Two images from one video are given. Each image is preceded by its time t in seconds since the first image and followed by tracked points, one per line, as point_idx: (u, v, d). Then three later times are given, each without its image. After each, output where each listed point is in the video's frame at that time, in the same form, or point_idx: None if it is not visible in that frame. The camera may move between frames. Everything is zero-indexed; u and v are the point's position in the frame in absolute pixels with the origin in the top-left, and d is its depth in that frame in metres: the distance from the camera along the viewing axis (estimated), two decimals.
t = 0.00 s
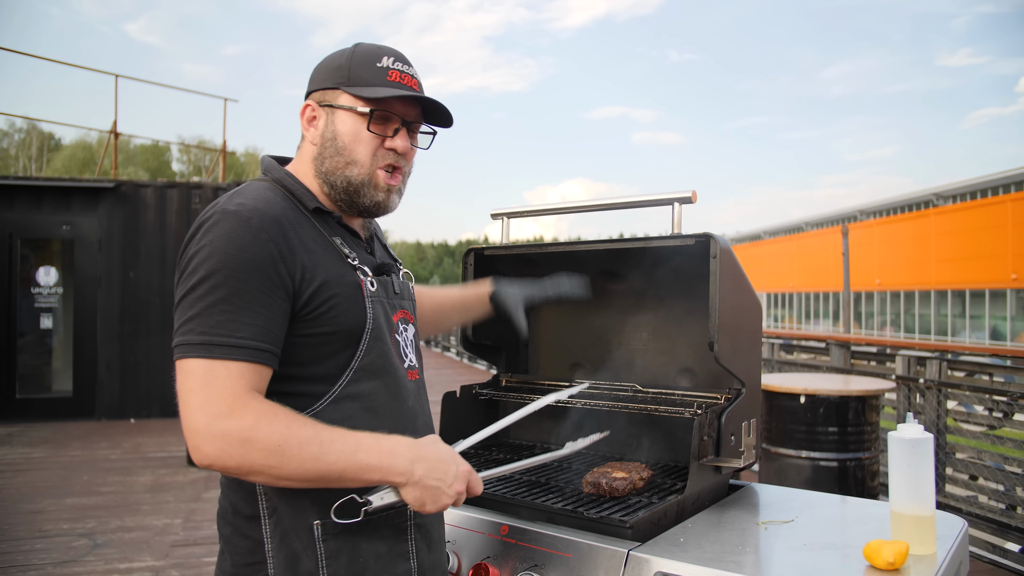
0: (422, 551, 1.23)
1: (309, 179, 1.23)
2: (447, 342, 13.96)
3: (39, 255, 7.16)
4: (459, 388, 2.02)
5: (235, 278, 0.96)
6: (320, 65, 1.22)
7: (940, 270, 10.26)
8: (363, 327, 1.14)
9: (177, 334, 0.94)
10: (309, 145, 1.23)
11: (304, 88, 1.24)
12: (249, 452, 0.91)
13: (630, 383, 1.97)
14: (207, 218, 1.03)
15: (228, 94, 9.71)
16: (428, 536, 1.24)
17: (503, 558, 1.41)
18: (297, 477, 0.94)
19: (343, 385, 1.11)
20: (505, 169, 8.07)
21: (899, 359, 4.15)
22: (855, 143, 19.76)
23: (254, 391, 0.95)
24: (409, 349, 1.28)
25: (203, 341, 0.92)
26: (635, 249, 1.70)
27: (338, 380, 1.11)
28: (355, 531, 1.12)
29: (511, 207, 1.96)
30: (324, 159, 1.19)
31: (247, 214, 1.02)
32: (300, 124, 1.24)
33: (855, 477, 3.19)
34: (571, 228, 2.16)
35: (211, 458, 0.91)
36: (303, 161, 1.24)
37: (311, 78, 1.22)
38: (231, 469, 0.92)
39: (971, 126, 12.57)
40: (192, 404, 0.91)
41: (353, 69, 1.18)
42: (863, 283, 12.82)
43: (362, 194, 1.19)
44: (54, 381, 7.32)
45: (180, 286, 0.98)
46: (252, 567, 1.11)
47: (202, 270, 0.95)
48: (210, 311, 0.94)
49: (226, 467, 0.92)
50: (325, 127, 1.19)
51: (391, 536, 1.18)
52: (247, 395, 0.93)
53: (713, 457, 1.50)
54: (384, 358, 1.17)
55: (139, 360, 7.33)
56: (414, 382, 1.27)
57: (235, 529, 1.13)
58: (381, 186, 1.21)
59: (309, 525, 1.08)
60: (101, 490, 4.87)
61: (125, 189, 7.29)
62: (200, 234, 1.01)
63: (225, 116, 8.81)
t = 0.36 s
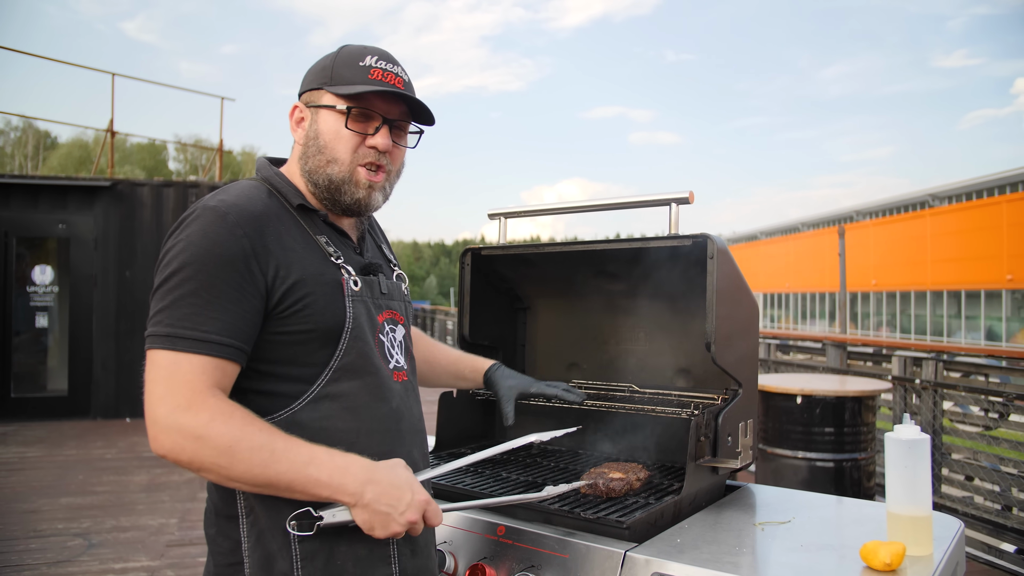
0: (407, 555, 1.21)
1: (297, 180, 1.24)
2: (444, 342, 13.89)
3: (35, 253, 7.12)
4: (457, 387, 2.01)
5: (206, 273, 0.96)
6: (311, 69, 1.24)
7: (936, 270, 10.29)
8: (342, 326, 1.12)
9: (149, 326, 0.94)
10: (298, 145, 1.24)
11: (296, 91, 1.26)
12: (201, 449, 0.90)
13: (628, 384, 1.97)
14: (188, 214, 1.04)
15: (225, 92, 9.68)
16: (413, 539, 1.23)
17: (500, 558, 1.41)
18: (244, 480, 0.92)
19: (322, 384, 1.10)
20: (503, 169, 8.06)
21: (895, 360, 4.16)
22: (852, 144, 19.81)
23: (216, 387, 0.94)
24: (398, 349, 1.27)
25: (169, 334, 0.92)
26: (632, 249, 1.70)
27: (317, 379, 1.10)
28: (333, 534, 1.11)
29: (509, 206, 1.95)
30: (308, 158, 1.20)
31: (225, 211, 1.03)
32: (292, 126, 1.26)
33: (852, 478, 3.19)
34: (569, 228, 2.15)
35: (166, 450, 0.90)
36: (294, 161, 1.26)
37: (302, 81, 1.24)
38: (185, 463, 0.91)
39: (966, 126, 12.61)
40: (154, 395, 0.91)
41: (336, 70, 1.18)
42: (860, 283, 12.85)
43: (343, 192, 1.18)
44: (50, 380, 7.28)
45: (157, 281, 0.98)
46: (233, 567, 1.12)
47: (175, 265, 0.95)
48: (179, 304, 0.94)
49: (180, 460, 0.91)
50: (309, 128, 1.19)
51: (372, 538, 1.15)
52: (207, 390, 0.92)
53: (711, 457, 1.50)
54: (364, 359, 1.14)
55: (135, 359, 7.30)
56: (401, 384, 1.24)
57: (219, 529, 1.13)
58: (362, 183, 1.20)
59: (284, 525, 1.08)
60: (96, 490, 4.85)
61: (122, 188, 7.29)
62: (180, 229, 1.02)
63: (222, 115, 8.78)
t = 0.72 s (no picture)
0: (398, 550, 1.21)
1: (279, 177, 1.24)
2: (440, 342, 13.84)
3: (30, 253, 7.08)
4: (454, 386, 2.01)
5: (205, 254, 0.96)
6: (286, 66, 1.23)
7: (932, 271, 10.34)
8: (322, 318, 1.13)
9: (151, 316, 0.92)
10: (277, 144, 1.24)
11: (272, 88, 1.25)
12: (233, 416, 0.87)
13: (624, 383, 1.97)
14: (172, 207, 1.03)
15: (221, 90, 9.63)
16: (404, 535, 1.23)
17: (496, 557, 1.41)
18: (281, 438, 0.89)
19: (304, 378, 1.10)
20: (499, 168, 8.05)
21: (891, 359, 4.17)
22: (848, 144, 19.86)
23: (233, 360, 0.93)
24: (384, 343, 1.26)
25: (181, 315, 0.91)
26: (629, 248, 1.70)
27: (300, 372, 1.10)
28: (321, 528, 1.11)
29: (506, 206, 1.95)
30: (287, 156, 1.19)
31: (211, 197, 1.03)
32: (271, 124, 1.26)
33: (847, 477, 3.21)
34: (564, 228, 2.15)
35: (192, 428, 0.87)
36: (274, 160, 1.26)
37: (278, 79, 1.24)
38: (214, 438, 0.88)
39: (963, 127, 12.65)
40: (170, 377, 0.89)
41: (311, 68, 1.18)
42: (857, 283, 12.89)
43: (323, 183, 1.18)
44: (46, 380, 7.26)
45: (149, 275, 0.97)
46: (220, 567, 1.11)
47: (170, 253, 0.95)
48: (182, 286, 0.93)
49: (207, 436, 0.88)
50: (288, 126, 1.19)
51: (360, 533, 1.16)
52: (225, 359, 0.91)
53: (707, 457, 1.51)
54: (346, 352, 1.15)
55: (131, 358, 7.28)
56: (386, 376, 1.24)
57: (206, 528, 1.13)
58: (341, 175, 1.19)
59: (271, 521, 1.07)
60: (92, 489, 4.83)
61: (118, 187, 7.26)
62: (165, 223, 1.01)
63: (219, 114, 8.74)
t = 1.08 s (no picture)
0: (396, 543, 1.22)
1: (279, 171, 1.23)
2: (438, 338, 13.83)
3: (27, 249, 7.07)
4: (452, 382, 2.01)
5: (193, 241, 0.95)
6: (286, 63, 1.23)
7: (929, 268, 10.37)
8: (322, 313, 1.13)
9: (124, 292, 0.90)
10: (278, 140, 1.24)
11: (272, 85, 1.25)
12: (159, 382, 0.82)
13: (622, 379, 1.97)
14: (172, 194, 1.04)
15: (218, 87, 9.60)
16: (402, 529, 1.24)
17: (494, 552, 1.41)
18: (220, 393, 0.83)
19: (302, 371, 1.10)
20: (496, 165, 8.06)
21: (888, 356, 4.17)
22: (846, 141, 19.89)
23: (168, 328, 0.86)
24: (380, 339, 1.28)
25: (143, 293, 0.88)
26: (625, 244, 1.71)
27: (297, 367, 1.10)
28: (321, 522, 1.12)
29: (503, 203, 1.96)
30: (289, 150, 1.19)
31: (210, 187, 1.04)
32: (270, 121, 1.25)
33: (844, 473, 3.20)
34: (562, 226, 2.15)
35: (132, 402, 0.83)
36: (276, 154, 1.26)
37: (278, 75, 1.24)
38: (157, 408, 0.83)
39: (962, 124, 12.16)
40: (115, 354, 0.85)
41: (312, 63, 1.18)
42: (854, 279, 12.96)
43: (326, 178, 1.18)
44: (43, 376, 7.26)
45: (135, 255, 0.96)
46: (220, 562, 1.11)
47: (160, 235, 0.94)
48: (161, 268, 0.91)
49: (149, 407, 0.83)
50: (289, 120, 1.19)
51: (359, 527, 1.17)
52: (156, 326, 0.85)
53: (704, 452, 1.51)
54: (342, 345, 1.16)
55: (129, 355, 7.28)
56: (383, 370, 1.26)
57: (206, 523, 1.12)
58: (344, 170, 1.19)
59: (271, 516, 1.07)
60: (90, 486, 4.83)
61: (115, 183, 7.24)
62: (163, 208, 1.01)
63: (217, 110, 8.72)
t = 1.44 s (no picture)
0: (393, 545, 1.22)
1: (287, 173, 1.23)
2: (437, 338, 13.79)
3: (26, 249, 7.07)
4: (451, 382, 2.02)
5: (189, 243, 0.94)
6: (293, 64, 1.23)
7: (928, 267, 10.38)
8: (323, 315, 1.13)
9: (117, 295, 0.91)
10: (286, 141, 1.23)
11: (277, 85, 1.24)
12: (139, 393, 0.82)
13: (621, 378, 1.98)
14: (173, 195, 1.04)
15: (215, 86, 9.56)
16: (398, 531, 1.24)
17: (494, 551, 1.41)
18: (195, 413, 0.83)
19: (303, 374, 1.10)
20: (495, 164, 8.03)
21: (887, 355, 4.17)
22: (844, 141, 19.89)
23: (156, 336, 0.86)
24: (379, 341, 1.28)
25: (131, 296, 0.88)
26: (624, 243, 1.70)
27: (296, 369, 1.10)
28: (317, 524, 1.11)
29: (502, 202, 1.96)
30: (299, 151, 1.19)
31: (210, 189, 1.03)
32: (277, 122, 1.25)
33: (844, 473, 3.20)
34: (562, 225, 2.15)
35: (111, 406, 0.83)
36: (283, 157, 1.26)
37: (284, 76, 1.23)
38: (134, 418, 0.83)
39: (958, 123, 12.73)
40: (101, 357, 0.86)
41: (323, 65, 1.18)
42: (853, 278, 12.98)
43: (337, 178, 1.18)
44: (42, 376, 7.25)
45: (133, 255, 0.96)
46: (217, 562, 1.11)
47: (156, 236, 0.94)
48: (152, 271, 0.91)
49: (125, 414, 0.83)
50: (299, 121, 1.18)
51: (356, 529, 1.16)
52: (142, 335, 0.85)
53: (704, 451, 1.51)
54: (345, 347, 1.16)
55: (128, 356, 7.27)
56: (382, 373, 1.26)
57: (203, 522, 1.12)
58: (356, 169, 1.19)
59: (268, 517, 1.07)
60: (90, 486, 4.83)
61: (114, 183, 7.22)
62: (163, 208, 1.01)
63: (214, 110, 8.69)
